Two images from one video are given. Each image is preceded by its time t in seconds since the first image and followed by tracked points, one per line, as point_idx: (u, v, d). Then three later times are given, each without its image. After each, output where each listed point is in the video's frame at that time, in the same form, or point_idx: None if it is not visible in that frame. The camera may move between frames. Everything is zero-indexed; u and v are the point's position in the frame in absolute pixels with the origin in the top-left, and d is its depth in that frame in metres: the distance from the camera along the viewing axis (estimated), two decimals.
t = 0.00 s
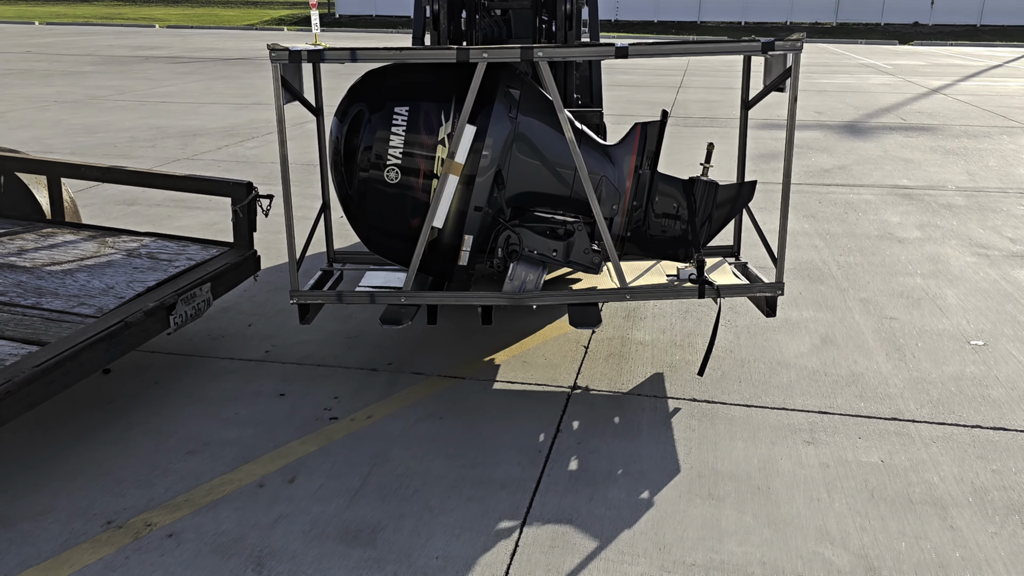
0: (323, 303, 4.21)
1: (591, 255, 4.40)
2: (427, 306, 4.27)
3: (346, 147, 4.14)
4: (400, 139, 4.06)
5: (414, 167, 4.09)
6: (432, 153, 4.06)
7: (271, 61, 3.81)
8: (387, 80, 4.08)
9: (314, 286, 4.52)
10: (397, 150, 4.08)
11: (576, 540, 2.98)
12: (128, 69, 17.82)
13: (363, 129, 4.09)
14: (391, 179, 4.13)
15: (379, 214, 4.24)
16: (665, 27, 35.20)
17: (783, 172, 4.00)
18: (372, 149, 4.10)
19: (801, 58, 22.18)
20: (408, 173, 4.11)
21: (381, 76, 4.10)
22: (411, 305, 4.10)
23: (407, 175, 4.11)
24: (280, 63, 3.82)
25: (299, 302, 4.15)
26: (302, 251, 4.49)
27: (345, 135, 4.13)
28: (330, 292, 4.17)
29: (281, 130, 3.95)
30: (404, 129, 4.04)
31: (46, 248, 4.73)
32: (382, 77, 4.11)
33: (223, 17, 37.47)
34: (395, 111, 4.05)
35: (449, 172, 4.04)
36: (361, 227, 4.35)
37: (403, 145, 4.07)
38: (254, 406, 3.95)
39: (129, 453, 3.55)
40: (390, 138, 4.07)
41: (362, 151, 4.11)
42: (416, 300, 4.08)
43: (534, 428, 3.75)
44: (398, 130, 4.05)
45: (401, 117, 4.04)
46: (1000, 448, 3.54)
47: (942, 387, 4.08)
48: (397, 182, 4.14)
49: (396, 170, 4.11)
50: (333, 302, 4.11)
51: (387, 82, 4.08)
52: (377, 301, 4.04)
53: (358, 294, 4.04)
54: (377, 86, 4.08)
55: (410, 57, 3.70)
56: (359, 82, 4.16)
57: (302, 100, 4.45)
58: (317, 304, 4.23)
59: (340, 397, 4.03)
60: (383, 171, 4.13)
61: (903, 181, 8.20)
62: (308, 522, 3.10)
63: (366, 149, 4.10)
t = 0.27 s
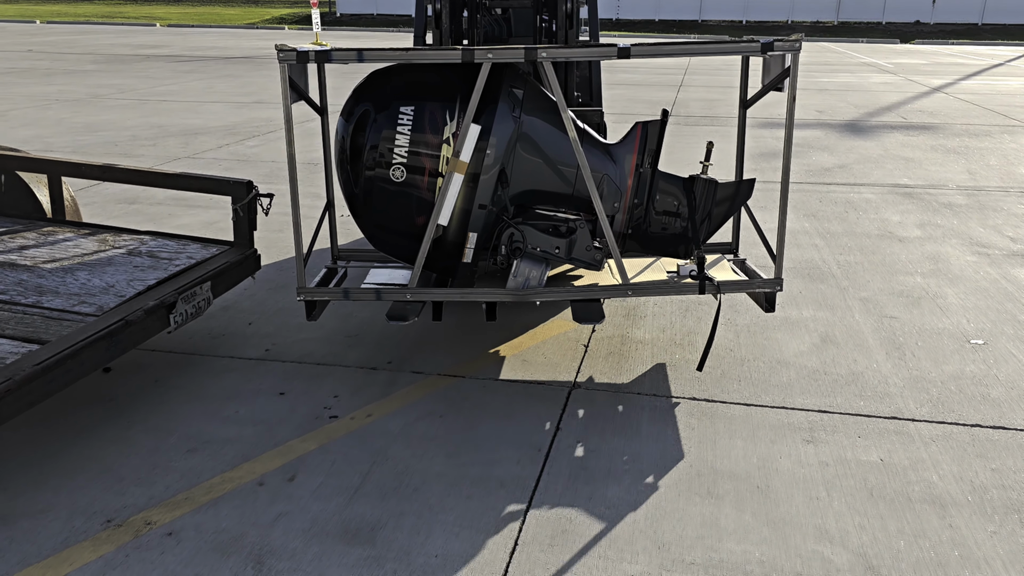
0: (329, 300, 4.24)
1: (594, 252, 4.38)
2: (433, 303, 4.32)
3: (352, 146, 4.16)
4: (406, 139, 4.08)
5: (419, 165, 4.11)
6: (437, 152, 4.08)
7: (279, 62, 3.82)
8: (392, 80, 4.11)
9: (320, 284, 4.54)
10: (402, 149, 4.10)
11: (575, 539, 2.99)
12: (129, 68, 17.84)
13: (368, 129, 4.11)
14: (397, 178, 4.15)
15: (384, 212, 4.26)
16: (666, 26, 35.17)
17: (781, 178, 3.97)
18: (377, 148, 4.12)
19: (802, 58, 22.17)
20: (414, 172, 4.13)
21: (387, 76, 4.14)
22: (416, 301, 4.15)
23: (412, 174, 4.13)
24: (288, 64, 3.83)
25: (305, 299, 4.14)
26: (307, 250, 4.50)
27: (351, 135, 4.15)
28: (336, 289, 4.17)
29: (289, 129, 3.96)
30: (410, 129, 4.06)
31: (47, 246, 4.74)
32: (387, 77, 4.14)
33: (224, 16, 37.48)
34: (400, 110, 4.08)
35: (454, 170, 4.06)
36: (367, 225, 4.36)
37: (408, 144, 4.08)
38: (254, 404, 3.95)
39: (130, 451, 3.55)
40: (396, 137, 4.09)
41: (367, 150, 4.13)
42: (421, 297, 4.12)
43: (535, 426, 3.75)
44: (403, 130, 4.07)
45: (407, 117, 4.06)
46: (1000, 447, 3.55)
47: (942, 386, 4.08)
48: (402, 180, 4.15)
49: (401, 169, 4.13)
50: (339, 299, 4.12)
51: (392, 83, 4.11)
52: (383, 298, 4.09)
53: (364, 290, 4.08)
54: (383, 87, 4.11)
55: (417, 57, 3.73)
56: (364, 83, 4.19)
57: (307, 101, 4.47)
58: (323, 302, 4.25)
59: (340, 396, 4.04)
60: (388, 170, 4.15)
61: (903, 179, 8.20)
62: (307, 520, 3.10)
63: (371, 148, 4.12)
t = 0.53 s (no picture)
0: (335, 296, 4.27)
1: (595, 249, 4.43)
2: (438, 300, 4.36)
3: (357, 145, 4.19)
4: (410, 138, 4.11)
5: (423, 164, 4.13)
6: (442, 151, 4.10)
7: (286, 61, 3.82)
8: (397, 80, 4.14)
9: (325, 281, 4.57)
10: (407, 148, 4.12)
11: (575, 538, 2.99)
12: (131, 67, 17.86)
13: (374, 128, 4.13)
14: (402, 176, 4.18)
15: (389, 210, 4.29)
16: (668, 25, 35.15)
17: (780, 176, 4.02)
18: (383, 148, 4.15)
19: (804, 57, 22.16)
20: (418, 171, 4.15)
21: (392, 76, 4.16)
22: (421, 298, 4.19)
23: (417, 173, 4.16)
24: (295, 63, 3.84)
25: (313, 296, 4.16)
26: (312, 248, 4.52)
27: (356, 134, 4.17)
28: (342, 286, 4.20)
29: (297, 128, 3.98)
30: (414, 128, 4.09)
31: (48, 245, 4.75)
32: (392, 78, 4.16)
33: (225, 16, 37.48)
34: (405, 110, 4.10)
35: (459, 169, 4.09)
36: (372, 223, 4.38)
37: (413, 143, 4.11)
38: (254, 403, 3.96)
39: (131, 450, 3.56)
40: (401, 136, 4.11)
41: (373, 149, 4.16)
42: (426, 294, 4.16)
43: (535, 424, 3.76)
44: (408, 129, 4.09)
45: (411, 117, 4.08)
46: (1000, 446, 3.55)
47: (942, 385, 4.08)
48: (407, 179, 4.18)
49: (406, 168, 4.16)
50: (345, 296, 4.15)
51: (397, 83, 4.13)
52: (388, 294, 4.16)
53: (370, 287, 4.13)
54: (388, 87, 4.13)
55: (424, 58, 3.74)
56: (369, 83, 4.21)
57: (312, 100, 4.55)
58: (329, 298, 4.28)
59: (341, 394, 4.04)
60: (393, 169, 4.17)
61: (904, 179, 8.19)
62: (307, 518, 3.10)
63: (377, 147, 4.15)
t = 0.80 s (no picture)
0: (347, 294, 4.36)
1: (602, 249, 4.43)
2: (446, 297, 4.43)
3: (367, 147, 4.20)
4: (420, 140, 4.12)
5: (433, 165, 4.15)
6: (451, 152, 4.12)
7: (298, 63, 3.98)
8: (406, 82, 4.15)
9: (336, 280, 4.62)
10: (417, 150, 4.14)
11: (580, 538, 2.99)
12: (135, 67, 17.89)
13: (384, 130, 4.14)
14: (411, 177, 4.19)
15: (399, 210, 4.31)
16: (672, 25, 35.11)
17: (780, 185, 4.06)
18: (392, 149, 4.16)
19: (808, 57, 22.12)
20: (428, 172, 4.17)
21: (401, 78, 4.17)
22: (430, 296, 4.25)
23: (426, 173, 4.18)
24: (307, 66, 4.00)
25: (324, 293, 4.29)
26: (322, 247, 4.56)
27: (366, 136, 4.18)
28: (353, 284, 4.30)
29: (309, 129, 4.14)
30: (424, 130, 4.11)
31: (54, 245, 4.77)
32: (401, 80, 4.17)
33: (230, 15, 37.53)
34: (414, 112, 4.12)
35: (467, 170, 4.11)
36: (382, 223, 4.40)
37: (423, 144, 4.12)
38: (260, 403, 3.97)
39: (136, 450, 3.57)
40: (410, 138, 4.12)
41: (383, 150, 4.17)
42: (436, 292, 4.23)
43: (539, 424, 3.76)
44: (418, 131, 4.11)
45: (421, 119, 4.10)
46: (1005, 447, 3.54)
47: (947, 385, 4.08)
48: (417, 180, 4.19)
49: (416, 169, 4.17)
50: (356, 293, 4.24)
51: (407, 84, 4.14)
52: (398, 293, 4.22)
53: (380, 286, 4.20)
54: (398, 89, 4.14)
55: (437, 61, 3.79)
56: (378, 84, 4.21)
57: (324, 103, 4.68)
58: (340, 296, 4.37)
59: (346, 394, 4.05)
60: (403, 170, 4.19)
61: (909, 179, 8.18)
62: (312, 518, 3.11)
63: (387, 149, 4.16)
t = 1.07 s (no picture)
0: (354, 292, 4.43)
1: (604, 247, 4.46)
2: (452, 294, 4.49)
3: (374, 148, 4.22)
4: (427, 141, 4.14)
5: (439, 165, 4.16)
6: (456, 152, 4.13)
7: (308, 67, 4.08)
8: (413, 85, 4.18)
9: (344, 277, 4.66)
10: (423, 150, 4.15)
11: (583, 538, 2.99)
12: (139, 67, 17.94)
13: (391, 131, 4.17)
14: (418, 178, 4.21)
15: (405, 211, 4.32)
16: (674, 24, 35.08)
17: (778, 173, 4.17)
18: (399, 149, 4.17)
19: (811, 56, 22.10)
20: (434, 172, 4.18)
21: (408, 81, 4.21)
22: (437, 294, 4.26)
23: (432, 174, 4.19)
24: (318, 69, 4.09)
25: (333, 291, 4.37)
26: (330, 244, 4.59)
27: (374, 137, 4.21)
28: (361, 283, 4.36)
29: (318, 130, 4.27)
30: (430, 131, 4.12)
31: (58, 245, 4.78)
32: (408, 83, 4.22)
33: (232, 15, 37.56)
34: (421, 114, 4.14)
35: (472, 170, 4.12)
36: (388, 222, 4.41)
37: (429, 145, 4.14)
38: (263, 402, 3.97)
39: (140, 449, 3.57)
40: (417, 139, 4.14)
41: (390, 151, 4.19)
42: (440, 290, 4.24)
43: (542, 424, 3.76)
44: (425, 132, 4.13)
45: (427, 120, 4.12)
46: (1009, 447, 3.53)
47: (951, 385, 4.07)
48: (423, 180, 4.21)
49: (422, 169, 4.19)
50: (363, 291, 4.30)
51: (414, 87, 4.17)
52: (405, 291, 4.25)
53: (386, 284, 4.25)
54: (404, 91, 4.17)
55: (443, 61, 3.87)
56: (386, 88, 4.25)
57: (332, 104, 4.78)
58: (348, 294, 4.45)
59: (349, 394, 4.05)
60: (409, 171, 4.20)
61: (912, 179, 8.17)
62: (316, 518, 3.11)
63: (394, 149, 4.18)
